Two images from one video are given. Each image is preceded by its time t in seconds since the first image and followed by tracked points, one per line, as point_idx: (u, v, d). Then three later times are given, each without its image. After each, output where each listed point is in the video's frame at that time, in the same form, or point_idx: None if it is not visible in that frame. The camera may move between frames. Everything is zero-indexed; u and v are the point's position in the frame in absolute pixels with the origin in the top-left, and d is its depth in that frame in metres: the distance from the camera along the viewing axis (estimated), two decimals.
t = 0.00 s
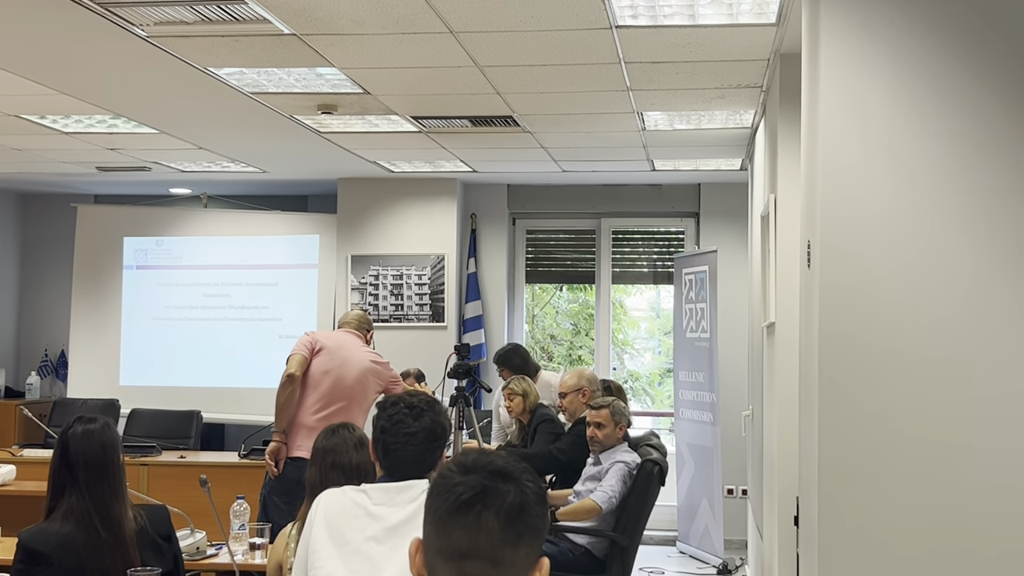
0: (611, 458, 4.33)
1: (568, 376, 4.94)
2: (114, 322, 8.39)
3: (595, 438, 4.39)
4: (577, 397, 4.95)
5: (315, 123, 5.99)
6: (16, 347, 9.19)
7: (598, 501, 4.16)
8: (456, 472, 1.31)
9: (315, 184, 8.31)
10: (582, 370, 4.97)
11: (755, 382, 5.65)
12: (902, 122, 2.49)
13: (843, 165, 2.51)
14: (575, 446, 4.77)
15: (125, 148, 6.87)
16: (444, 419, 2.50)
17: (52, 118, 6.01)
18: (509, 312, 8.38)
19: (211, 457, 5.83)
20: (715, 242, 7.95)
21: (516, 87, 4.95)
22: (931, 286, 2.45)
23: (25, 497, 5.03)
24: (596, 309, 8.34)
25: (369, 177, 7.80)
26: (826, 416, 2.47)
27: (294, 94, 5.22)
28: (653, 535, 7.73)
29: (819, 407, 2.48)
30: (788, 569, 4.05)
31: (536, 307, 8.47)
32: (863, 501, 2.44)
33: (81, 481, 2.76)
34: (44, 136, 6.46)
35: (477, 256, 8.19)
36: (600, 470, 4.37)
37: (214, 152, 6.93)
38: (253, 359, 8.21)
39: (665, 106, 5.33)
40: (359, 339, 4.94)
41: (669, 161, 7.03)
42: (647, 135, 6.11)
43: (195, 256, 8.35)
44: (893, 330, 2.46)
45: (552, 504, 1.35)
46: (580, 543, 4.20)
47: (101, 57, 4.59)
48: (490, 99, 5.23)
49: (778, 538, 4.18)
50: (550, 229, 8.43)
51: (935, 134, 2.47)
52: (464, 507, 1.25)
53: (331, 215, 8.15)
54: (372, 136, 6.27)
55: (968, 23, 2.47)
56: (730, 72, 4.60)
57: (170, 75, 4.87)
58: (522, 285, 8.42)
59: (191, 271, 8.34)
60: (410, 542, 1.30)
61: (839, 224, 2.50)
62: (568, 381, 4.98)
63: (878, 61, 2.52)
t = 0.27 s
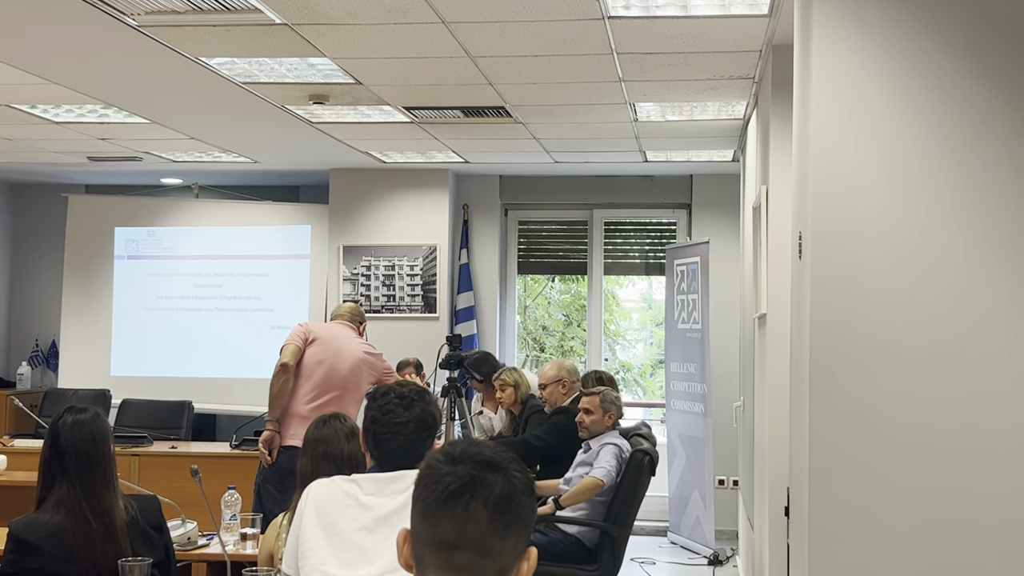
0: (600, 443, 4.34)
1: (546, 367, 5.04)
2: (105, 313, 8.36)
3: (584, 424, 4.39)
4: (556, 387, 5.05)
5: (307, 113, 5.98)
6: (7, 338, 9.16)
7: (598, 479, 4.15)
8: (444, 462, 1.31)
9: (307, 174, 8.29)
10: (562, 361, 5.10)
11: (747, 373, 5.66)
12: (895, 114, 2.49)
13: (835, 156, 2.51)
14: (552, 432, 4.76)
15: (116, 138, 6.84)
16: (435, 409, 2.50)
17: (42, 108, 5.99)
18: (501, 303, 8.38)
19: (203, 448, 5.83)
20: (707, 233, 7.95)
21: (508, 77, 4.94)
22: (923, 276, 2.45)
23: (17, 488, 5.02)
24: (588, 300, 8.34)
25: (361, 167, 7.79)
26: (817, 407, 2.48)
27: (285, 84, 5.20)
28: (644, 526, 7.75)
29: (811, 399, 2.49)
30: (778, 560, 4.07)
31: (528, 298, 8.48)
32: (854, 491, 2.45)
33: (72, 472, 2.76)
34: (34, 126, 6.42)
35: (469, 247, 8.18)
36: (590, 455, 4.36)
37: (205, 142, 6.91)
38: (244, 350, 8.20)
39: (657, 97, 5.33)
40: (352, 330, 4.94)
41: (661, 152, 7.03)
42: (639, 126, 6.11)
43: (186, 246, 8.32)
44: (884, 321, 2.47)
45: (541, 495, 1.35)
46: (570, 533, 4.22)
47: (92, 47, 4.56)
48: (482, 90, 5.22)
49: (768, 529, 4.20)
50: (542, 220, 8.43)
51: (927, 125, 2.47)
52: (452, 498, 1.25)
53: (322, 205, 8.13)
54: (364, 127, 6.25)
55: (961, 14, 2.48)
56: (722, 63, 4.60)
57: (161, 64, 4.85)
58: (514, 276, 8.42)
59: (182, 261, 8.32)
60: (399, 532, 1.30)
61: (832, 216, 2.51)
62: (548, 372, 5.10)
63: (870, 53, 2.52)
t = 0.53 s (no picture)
0: (597, 432, 4.38)
1: (533, 358, 5.07)
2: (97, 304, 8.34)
3: (583, 415, 4.41)
4: (542, 378, 5.05)
5: (299, 104, 5.96)
6: None
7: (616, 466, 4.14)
8: (436, 452, 1.32)
9: (300, 165, 8.27)
10: (547, 353, 5.11)
11: (739, 364, 5.68)
12: (888, 105, 2.50)
13: (828, 146, 2.51)
14: (538, 423, 4.79)
15: (108, 129, 6.82)
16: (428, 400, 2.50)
17: (34, 98, 5.96)
18: (494, 294, 8.38)
19: (196, 439, 5.82)
20: (700, 225, 7.96)
21: (502, 68, 4.93)
22: (915, 267, 2.46)
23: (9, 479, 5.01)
24: (581, 292, 8.35)
25: (354, 158, 7.77)
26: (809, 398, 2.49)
27: (278, 75, 5.18)
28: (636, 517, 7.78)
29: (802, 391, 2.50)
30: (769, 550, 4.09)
31: (521, 290, 8.48)
32: (845, 481, 2.46)
33: (64, 463, 2.76)
34: (26, 116, 6.39)
35: (462, 239, 8.18)
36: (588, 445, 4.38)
37: (197, 132, 6.89)
38: (237, 341, 8.19)
39: (651, 89, 5.32)
40: (346, 322, 4.95)
41: (654, 143, 7.03)
42: (632, 118, 6.11)
43: (178, 237, 8.30)
44: (875, 311, 2.48)
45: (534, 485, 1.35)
46: (562, 524, 4.22)
47: (84, 37, 4.54)
48: (474, 81, 5.22)
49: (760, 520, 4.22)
50: (535, 212, 8.43)
51: (919, 115, 2.48)
52: (444, 488, 1.25)
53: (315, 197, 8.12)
54: (357, 118, 6.24)
55: (956, 6, 2.48)
56: (715, 54, 4.60)
57: (153, 55, 4.83)
58: (507, 268, 8.42)
59: (175, 252, 8.30)
60: (391, 522, 1.30)
61: (824, 206, 2.51)
62: (535, 363, 5.11)
63: (864, 43, 2.52)
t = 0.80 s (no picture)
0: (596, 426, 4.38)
1: (527, 352, 5.06)
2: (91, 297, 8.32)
3: (583, 407, 4.40)
4: (535, 372, 5.06)
5: (293, 97, 5.94)
6: None
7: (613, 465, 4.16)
8: (432, 446, 1.32)
9: (294, 158, 8.25)
10: (540, 347, 5.10)
11: (733, 357, 5.69)
12: (883, 99, 2.50)
13: (822, 141, 2.51)
14: (532, 416, 4.80)
15: (101, 121, 6.79)
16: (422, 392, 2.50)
17: (27, 91, 5.94)
18: (489, 288, 8.38)
19: (190, 432, 5.82)
20: (694, 218, 7.96)
21: (496, 61, 4.92)
22: (910, 260, 2.46)
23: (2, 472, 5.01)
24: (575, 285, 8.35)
25: (348, 151, 7.76)
26: (804, 392, 2.49)
27: (272, 68, 5.17)
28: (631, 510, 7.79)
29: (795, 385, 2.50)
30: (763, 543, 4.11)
31: (516, 283, 8.48)
32: (840, 474, 2.46)
33: (58, 456, 2.75)
34: (18, 109, 6.37)
35: (456, 232, 8.17)
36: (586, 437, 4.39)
37: (191, 125, 6.87)
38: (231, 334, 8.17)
39: (645, 81, 5.32)
40: (340, 315, 4.94)
41: (649, 137, 7.02)
42: (627, 111, 6.10)
43: (172, 229, 8.28)
44: (870, 305, 2.48)
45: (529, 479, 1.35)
46: (556, 516, 4.22)
47: (77, 29, 4.52)
48: (468, 74, 5.20)
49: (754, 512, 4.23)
50: (530, 205, 8.42)
51: (915, 108, 2.48)
52: (440, 482, 1.25)
53: (309, 190, 8.10)
54: (351, 111, 6.23)
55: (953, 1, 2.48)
56: (709, 47, 4.60)
57: (146, 47, 4.81)
58: (501, 261, 8.42)
59: (169, 245, 8.28)
60: (386, 515, 1.30)
61: (819, 201, 2.51)
62: (528, 357, 5.10)
63: (858, 37, 2.52)
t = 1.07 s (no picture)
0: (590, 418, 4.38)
1: (527, 344, 5.05)
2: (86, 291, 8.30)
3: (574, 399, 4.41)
4: (534, 365, 5.05)
5: (288, 91, 5.93)
6: None
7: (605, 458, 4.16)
8: (427, 439, 1.32)
9: (289, 151, 8.24)
10: (540, 340, 5.09)
11: (728, 351, 5.69)
12: (878, 92, 2.50)
13: (818, 135, 2.51)
14: (529, 410, 4.81)
15: (96, 115, 6.78)
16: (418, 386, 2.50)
17: (21, 84, 5.92)
18: (484, 282, 8.38)
19: (185, 426, 5.81)
20: (690, 212, 7.97)
21: (491, 54, 4.91)
22: (905, 254, 2.47)
23: None
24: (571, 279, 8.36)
25: (344, 145, 7.75)
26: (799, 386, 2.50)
27: (267, 61, 5.16)
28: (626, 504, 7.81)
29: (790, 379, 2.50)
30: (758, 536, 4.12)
31: (511, 277, 8.49)
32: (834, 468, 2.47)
33: (52, 450, 2.75)
34: (13, 102, 6.35)
35: (452, 226, 8.17)
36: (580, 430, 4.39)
37: (186, 119, 6.86)
38: (226, 328, 8.17)
39: (640, 75, 5.32)
40: (336, 310, 4.94)
41: (644, 130, 7.02)
42: (622, 105, 6.10)
43: (167, 223, 8.26)
44: (866, 299, 2.49)
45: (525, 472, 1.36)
46: (551, 510, 4.23)
47: (71, 23, 4.51)
48: (463, 67, 5.20)
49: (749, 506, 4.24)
50: (525, 199, 8.42)
51: (910, 103, 2.48)
52: (435, 475, 1.26)
53: (305, 184, 8.09)
54: (346, 105, 6.22)
55: None
56: (704, 40, 4.60)
57: (141, 41, 4.79)
58: (497, 255, 8.42)
59: (164, 239, 8.26)
60: (382, 509, 1.30)
61: (814, 195, 2.51)
62: (526, 350, 5.10)
63: (852, 29, 2.52)
